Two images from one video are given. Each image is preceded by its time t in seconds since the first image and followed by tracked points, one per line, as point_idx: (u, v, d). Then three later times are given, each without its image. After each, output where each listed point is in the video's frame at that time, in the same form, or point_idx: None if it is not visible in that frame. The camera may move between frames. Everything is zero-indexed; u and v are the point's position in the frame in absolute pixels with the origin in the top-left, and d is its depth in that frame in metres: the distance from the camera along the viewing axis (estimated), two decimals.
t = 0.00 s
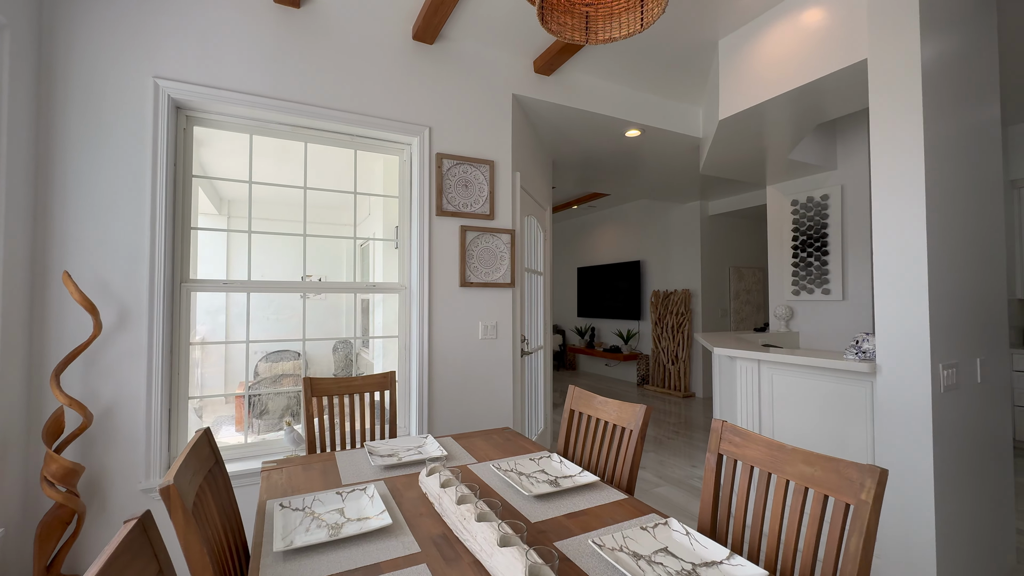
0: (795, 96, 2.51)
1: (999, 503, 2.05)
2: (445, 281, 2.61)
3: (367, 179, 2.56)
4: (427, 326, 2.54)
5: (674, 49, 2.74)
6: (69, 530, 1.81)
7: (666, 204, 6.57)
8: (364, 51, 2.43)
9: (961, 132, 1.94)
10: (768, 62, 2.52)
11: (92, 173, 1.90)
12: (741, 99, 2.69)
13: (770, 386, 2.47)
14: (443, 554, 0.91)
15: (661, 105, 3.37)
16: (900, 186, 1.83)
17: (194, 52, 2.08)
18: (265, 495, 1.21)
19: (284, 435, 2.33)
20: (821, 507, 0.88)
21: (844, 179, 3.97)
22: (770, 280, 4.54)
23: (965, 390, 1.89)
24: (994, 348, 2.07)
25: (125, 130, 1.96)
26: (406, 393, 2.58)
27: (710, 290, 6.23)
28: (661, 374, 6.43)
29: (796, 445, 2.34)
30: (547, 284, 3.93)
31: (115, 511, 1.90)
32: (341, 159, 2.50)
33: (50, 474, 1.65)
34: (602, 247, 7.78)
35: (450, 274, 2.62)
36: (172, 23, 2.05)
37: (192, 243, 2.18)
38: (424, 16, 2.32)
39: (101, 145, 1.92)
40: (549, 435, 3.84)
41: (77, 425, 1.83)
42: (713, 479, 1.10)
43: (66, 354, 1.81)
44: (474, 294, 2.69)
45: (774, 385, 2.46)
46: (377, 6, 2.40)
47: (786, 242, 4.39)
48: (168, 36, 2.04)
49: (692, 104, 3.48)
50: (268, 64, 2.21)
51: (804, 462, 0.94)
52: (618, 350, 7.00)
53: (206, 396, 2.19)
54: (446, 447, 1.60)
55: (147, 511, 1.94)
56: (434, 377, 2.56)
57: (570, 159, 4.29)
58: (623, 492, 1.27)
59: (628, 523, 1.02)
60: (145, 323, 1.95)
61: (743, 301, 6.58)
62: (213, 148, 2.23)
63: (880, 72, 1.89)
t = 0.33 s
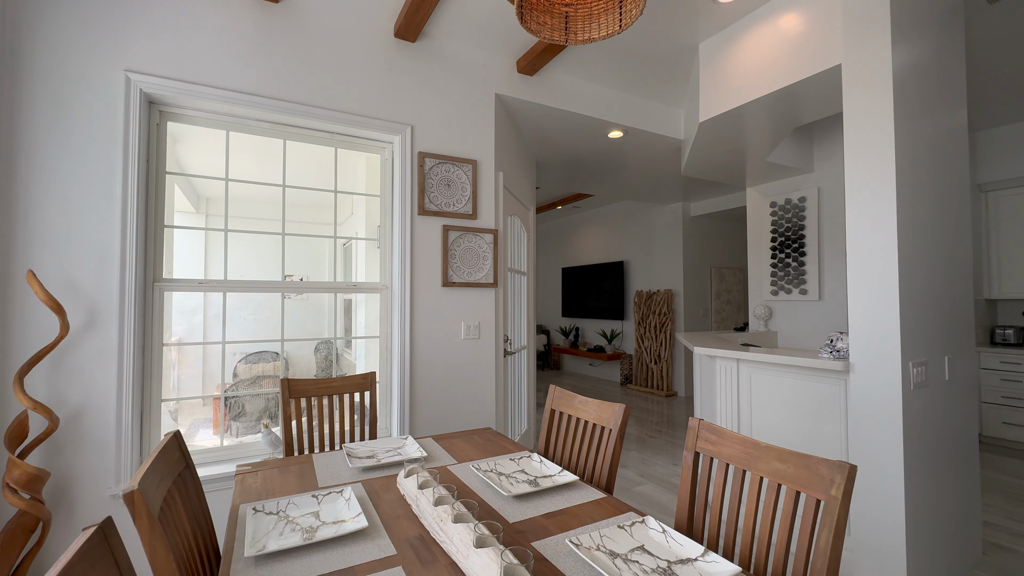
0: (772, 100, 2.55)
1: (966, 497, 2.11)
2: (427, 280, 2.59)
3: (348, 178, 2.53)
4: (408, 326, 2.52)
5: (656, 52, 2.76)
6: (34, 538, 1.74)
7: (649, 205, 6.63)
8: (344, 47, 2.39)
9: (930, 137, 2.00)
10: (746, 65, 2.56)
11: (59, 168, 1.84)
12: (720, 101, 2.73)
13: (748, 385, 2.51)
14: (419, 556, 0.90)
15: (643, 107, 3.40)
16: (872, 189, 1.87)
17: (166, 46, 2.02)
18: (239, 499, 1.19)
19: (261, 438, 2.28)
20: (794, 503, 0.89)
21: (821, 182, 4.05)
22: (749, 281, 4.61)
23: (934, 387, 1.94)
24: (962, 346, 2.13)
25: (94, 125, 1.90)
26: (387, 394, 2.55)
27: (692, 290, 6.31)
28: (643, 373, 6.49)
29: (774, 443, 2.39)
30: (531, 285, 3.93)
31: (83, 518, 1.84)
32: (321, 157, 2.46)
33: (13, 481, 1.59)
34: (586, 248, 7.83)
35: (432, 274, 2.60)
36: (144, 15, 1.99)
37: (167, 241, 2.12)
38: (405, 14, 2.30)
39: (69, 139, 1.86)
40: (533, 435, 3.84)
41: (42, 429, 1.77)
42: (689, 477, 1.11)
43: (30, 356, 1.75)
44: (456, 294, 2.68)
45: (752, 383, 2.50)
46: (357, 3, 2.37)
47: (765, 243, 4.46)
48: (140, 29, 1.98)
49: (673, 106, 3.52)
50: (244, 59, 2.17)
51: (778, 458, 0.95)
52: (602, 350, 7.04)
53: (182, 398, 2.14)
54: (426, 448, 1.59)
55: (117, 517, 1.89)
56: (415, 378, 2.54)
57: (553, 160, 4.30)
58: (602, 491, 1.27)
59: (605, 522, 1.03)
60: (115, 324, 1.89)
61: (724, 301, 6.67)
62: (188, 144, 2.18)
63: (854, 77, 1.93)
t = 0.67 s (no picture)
0: (751, 104, 2.59)
1: (935, 492, 2.17)
2: (409, 280, 2.57)
3: (329, 177, 2.49)
4: (390, 326, 2.49)
5: (638, 53, 2.79)
6: None
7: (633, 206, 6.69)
8: (324, 44, 2.36)
9: (902, 142, 2.05)
10: (725, 69, 2.60)
11: (25, 164, 1.78)
12: (701, 104, 2.76)
13: (727, 383, 2.55)
14: (395, 559, 0.89)
15: (625, 109, 3.43)
16: (845, 192, 1.91)
17: (138, 39, 1.97)
18: (210, 504, 1.16)
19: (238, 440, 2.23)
20: (766, 500, 0.91)
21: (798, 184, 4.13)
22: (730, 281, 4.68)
23: (905, 385, 1.99)
24: (931, 345, 2.20)
25: (62, 119, 1.84)
26: (369, 395, 2.52)
27: (675, 290, 6.38)
28: (627, 373, 6.54)
29: (752, 441, 2.43)
30: (515, 285, 3.93)
31: (50, 525, 1.78)
32: (300, 155, 2.42)
33: None
34: (570, 248, 7.86)
35: (415, 274, 2.58)
36: (114, 7, 1.93)
37: (140, 240, 2.06)
38: (386, 12, 2.28)
39: (35, 134, 1.80)
40: (516, 435, 3.84)
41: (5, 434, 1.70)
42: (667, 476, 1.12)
43: None
44: (438, 294, 2.66)
45: (731, 382, 2.53)
46: None
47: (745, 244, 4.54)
48: (111, 21, 1.92)
49: (655, 108, 3.55)
50: (221, 54, 2.12)
51: (752, 457, 0.97)
52: (586, 350, 7.08)
53: (158, 400, 2.09)
54: (406, 449, 1.57)
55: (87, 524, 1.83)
56: (397, 378, 2.52)
57: (537, 160, 4.31)
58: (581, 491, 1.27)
59: (584, 522, 1.03)
60: (84, 324, 1.84)
61: (706, 301, 6.76)
62: (162, 141, 2.12)
63: (829, 81, 1.97)
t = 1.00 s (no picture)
0: (731, 107, 2.63)
1: (906, 487, 2.23)
2: (392, 280, 2.54)
3: (309, 175, 2.46)
4: (371, 326, 2.46)
5: (620, 55, 2.81)
6: None
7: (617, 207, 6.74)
8: (304, 40, 2.32)
9: (876, 146, 2.10)
10: (706, 72, 2.63)
11: None
12: (682, 107, 2.79)
13: (708, 382, 2.58)
14: (370, 562, 0.88)
15: (608, 110, 3.45)
16: (820, 194, 1.95)
17: (110, 31, 1.91)
18: (181, 508, 1.13)
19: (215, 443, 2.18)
20: (741, 498, 0.92)
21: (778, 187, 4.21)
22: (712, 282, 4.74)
23: (878, 383, 2.04)
24: (903, 344, 2.25)
25: (30, 112, 1.78)
26: (350, 396, 2.49)
27: (658, 291, 6.44)
28: (611, 372, 6.59)
29: (731, 439, 2.46)
30: (499, 285, 3.92)
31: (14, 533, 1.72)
32: (280, 152, 2.39)
33: None
34: (555, 249, 7.89)
35: (397, 274, 2.56)
36: None
37: (113, 238, 2.01)
38: (368, 9, 2.26)
39: None
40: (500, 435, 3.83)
41: None
42: (645, 474, 1.13)
43: None
44: (421, 294, 2.64)
45: (711, 381, 2.56)
46: None
47: (727, 245, 4.60)
48: (81, 12, 1.87)
49: (638, 110, 3.58)
50: (196, 48, 2.07)
51: (727, 454, 0.98)
52: (571, 350, 7.10)
53: (134, 402, 2.04)
54: (385, 451, 1.56)
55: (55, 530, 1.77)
56: (379, 379, 2.49)
57: (522, 160, 4.31)
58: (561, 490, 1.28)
59: (562, 521, 1.03)
60: (51, 324, 1.78)
61: (689, 302, 6.84)
62: (136, 136, 2.07)
63: (805, 85, 2.01)
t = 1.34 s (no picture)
0: (713, 109, 2.66)
1: (881, 483, 2.28)
2: (375, 279, 2.52)
3: (290, 172, 2.42)
4: (354, 325, 2.43)
5: (604, 55, 2.82)
6: None
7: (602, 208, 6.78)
8: (285, 35, 2.29)
9: (852, 149, 2.14)
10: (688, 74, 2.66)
11: None
12: (665, 109, 2.82)
13: (690, 381, 2.60)
14: (346, 565, 0.87)
15: (593, 111, 3.46)
16: (799, 196, 1.99)
17: (81, 22, 1.86)
18: (153, 513, 1.10)
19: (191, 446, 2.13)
20: (719, 495, 0.93)
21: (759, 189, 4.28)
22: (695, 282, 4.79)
23: (854, 381, 2.08)
24: (879, 343, 2.30)
25: None
26: (332, 397, 2.46)
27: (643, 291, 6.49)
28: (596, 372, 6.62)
29: (713, 437, 2.49)
30: (484, 285, 3.91)
31: None
32: (260, 149, 2.34)
33: None
34: (542, 249, 7.90)
35: (380, 273, 2.53)
36: None
37: (86, 235, 1.95)
38: (350, 5, 2.23)
39: None
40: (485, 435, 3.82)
41: None
42: (625, 473, 1.13)
43: None
44: (404, 293, 2.62)
45: (693, 380, 2.59)
46: None
47: (709, 246, 4.66)
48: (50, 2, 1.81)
49: (622, 111, 3.61)
50: (173, 42, 2.03)
51: (705, 452, 0.99)
52: (556, 350, 7.12)
53: (109, 404, 1.98)
54: (366, 452, 1.54)
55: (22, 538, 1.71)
56: (361, 379, 2.46)
57: (507, 160, 4.31)
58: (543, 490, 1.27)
59: (542, 520, 1.03)
60: (17, 324, 1.71)
61: (673, 302, 6.91)
62: (110, 131, 2.02)
63: (784, 88, 2.04)
